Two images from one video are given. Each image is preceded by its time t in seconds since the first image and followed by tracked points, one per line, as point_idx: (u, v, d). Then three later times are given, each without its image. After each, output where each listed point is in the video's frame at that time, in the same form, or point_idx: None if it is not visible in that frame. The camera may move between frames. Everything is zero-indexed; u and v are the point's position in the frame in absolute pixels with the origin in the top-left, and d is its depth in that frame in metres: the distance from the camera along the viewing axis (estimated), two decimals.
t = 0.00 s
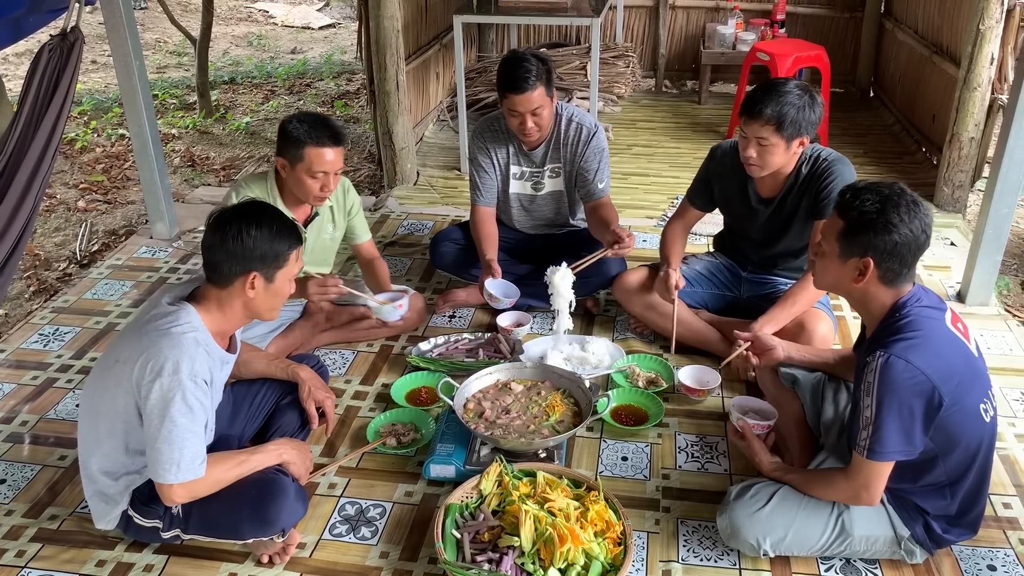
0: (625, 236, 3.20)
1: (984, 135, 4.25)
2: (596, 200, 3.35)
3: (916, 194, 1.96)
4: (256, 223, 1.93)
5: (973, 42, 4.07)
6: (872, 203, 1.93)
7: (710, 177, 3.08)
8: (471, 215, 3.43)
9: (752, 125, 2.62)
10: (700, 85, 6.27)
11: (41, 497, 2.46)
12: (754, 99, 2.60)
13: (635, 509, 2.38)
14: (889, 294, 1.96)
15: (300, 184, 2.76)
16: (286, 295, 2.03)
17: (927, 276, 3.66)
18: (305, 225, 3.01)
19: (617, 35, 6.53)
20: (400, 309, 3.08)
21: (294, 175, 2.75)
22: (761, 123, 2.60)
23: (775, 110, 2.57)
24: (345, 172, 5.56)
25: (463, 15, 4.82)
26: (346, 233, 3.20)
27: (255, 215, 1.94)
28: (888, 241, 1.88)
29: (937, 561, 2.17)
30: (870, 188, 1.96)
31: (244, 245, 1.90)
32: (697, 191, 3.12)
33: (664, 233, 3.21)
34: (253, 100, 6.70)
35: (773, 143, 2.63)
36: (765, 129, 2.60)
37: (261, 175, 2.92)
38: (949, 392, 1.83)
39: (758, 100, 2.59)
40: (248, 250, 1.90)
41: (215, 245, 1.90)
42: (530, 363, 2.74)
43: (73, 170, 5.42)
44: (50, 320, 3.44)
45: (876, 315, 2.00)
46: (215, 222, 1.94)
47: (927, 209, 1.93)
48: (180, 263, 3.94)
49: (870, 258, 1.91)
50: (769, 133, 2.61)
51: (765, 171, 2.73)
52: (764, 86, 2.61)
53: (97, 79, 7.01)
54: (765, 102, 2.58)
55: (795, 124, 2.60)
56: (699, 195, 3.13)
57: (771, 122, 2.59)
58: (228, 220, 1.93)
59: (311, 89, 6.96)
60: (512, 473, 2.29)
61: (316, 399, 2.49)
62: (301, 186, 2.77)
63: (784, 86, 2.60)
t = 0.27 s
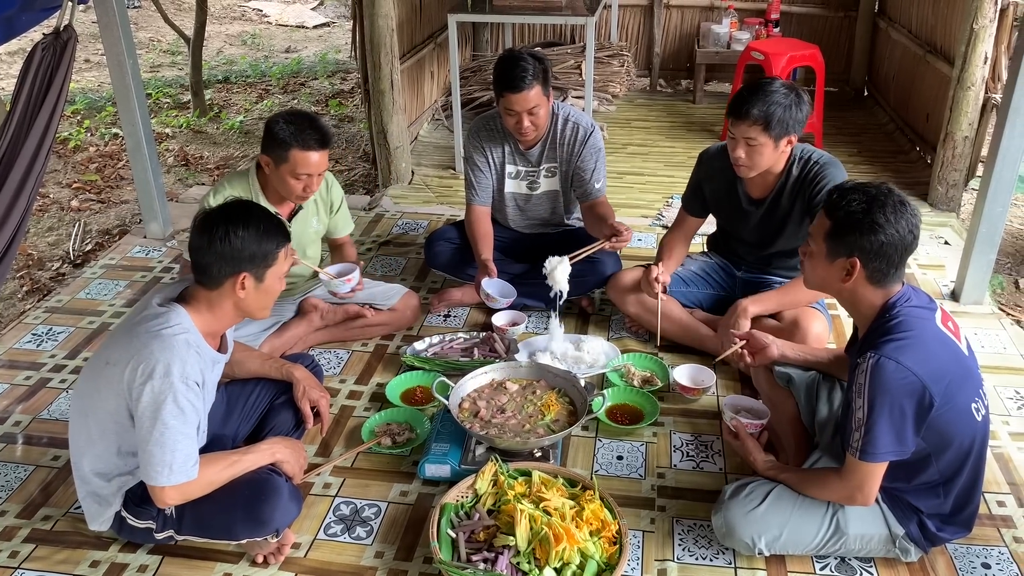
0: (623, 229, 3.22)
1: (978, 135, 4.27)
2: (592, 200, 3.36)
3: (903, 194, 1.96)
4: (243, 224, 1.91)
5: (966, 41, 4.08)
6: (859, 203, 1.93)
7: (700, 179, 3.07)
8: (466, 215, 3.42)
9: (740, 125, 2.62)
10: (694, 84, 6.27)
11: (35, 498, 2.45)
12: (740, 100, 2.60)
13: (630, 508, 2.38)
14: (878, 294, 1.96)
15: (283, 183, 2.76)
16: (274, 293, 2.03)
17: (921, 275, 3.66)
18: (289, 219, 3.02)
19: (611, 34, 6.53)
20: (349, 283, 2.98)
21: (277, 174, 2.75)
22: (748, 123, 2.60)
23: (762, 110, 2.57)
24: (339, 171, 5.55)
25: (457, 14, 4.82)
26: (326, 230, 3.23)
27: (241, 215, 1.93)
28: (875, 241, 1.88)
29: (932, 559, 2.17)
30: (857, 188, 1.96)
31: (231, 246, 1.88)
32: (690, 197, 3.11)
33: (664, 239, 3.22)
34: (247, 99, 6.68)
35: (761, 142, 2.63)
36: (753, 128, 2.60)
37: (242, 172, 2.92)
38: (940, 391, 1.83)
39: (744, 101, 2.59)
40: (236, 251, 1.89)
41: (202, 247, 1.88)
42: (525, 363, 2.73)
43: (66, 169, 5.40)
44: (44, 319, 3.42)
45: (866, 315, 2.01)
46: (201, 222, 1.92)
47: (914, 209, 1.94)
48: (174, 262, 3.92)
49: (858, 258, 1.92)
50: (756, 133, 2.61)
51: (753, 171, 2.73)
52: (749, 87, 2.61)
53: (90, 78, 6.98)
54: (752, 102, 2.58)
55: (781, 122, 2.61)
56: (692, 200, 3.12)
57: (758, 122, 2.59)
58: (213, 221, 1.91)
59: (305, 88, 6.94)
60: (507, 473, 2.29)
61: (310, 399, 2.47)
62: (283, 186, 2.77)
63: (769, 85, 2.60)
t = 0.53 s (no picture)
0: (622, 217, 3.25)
1: (973, 133, 4.28)
2: (591, 198, 3.37)
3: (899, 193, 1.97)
4: (229, 222, 1.91)
5: (962, 40, 4.09)
6: (854, 203, 1.94)
7: (692, 178, 3.08)
8: (464, 214, 3.41)
9: (727, 124, 2.62)
10: (690, 83, 6.28)
11: (30, 498, 2.44)
12: (726, 99, 2.61)
13: (626, 507, 2.38)
14: (875, 293, 1.96)
15: (272, 182, 2.77)
16: (263, 289, 2.02)
17: (916, 273, 3.67)
18: (279, 215, 3.01)
19: (607, 33, 6.53)
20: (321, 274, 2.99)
21: (266, 172, 2.75)
22: (736, 121, 2.60)
23: (748, 108, 2.57)
24: (335, 170, 5.54)
25: (453, 13, 4.81)
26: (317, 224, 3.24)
27: (227, 213, 1.92)
28: (871, 241, 1.89)
29: (928, 557, 2.18)
30: (852, 188, 1.97)
31: (219, 244, 1.88)
32: (682, 196, 3.12)
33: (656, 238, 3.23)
34: (243, 98, 6.66)
35: (749, 140, 2.63)
36: (740, 127, 2.61)
37: (231, 168, 2.92)
38: (938, 391, 1.83)
39: (730, 100, 2.60)
40: (224, 249, 1.89)
41: (189, 246, 1.88)
42: (522, 362, 2.73)
43: (60, 168, 5.38)
44: (39, 319, 3.41)
45: (863, 314, 2.01)
46: (187, 221, 1.92)
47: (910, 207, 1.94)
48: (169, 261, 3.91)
49: (853, 257, 1.92)
50: (744, 131, 2.61)
51: (744, 168, 2.73)
52: (733, 86, 2.62)
53: (85, 76, 6.96)
54: (738, 101, 2.59)
55: (769, 118, 2.61)
56: (684, 200, 3.12)
57: (746, 120, 2.60)
58: (200, 220, 1.91)
59: (301, 87, 6.93)
60: (504, 472, 2.29)
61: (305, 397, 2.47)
62: (272, 184, 2.78)
63: (753, 83, 2.61)
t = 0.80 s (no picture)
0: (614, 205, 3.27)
1: (969, 132, 4.28)
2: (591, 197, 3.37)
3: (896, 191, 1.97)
4: (222, 221, 1.90)
5: (958, 39, 4.09)
6: (852, 201, 1.94)
7: (688, 177, 3.08)
8: (470, 215, 3.38)
9: (725, 126, 2.62)
10: (687, 82, 6.28)
11: (26, 497, 2.43)
12: (721, 100, 2.60)
13: (623, 506, 2.38)
14: (874, 292, 1.96)
15: (265, 179, 2.77)
16: (257, 287, 2.02)
17: (913, 272, 3.68)
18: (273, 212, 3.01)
19: (604, 32, 6.53)
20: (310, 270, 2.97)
21: (259, 169, 2.75)
22: (734, 123, 2.60)
23: (745, 108, 2.57)
24: (332, 168, 5.53)
25: (450, 11, 4.80)
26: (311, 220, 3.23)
27: (219, 211, 1.91)
28: (869, 239, 1.89)
29: (925, 555, 2.18)
30: (849, 187, 1.97)
31: (212, 244, 1.87)
32: (678, 195, 3.12)
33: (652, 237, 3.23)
34: (239, 96, 6.65)
35: (747, 140, 2.63)
36: (739, 128, 2.60)
37: (224, 166, 2.91)
38: (937, 390, 1.84)
39: (726, 100, 2.59)
40: (217, 248, 1.88)
41: (182, 245, 1.87)
42: (519, 361, 2.73)
43: (56, 167, 5.36)
44: (34, 318, 3.40)
45: (861, 313, 2.01)
46: (179, 221, 1.91)
47: (907, 205, 1.94)
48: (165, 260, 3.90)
49: (852, 256, 1.92)
50: (743, 132, 2.61)
51: (742, 168, 2.73)
52: (727, 85, 2.62)
53: (80, 75, 6.94)
54: (734, 101, 2.58)
55: (766, 118, 2.61)
56: (680, 199, 3.12)
57: (743, 121, 2.59)
58: (192, 219, 1.90)
59: (297, 86, 6.92)
60: (500, 471, 2.29)
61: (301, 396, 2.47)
62: (265, 181, 2.78)
63: (748, 82, 2.60)
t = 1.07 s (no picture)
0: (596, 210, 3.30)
1: (965, 131, 4.29)
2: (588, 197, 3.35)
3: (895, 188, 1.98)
4: (215, 216, 1.90)
5: (954, 38, 4.10)
6: (851, 199, 1.94)
7: (685, 176, 3.08)
8: (469, 215, 3.37)
9: (725, 128, 2.61)
10: (683, 81, 6.28)
11: (21, 497, 2.43)
12: (719, 101, 2.60)
13: (620, 505, 2.38)
14: (873, 290, 1.96)
15: (259, 177, 2.77)
16: (252, 283, 2.02)
17: (909, 271, 3.68)
18: (268, 210, 3.00)
19: (600, 30, 6.53)
20: (304, 265, 2.90)
21: (254, 167, 2.74)
22: (734, 125, 2.60)
23: (744, 110, 2.57)
24: (328, 167, 5.52)
25: (446, 10, 4.80)
26: (308, 218, 3.23)
27: (212, 207, 1.91)
28: (868, 237, 1.89)
29: (921, 554, 2.18)
30: (847, 185, 1.97)
31: (206, 240, 1.87)
32: (674, 194, 3.12)
33: (649, 236, 3.22)
34: (235, 95, 6.64)
35: (747, 141, 2.63)
36: (739, 130, 2.60)
37: (219, 164, 2.91)
38: (935, 389, 1.84)
39: (724, 100, 2.59)
40: (211, 244, 1.88)
41: (176, 242, 1.87)
42: (515, 359, 2.72)
43: (51, 166, 5.35)
44: (30, 317, 3.39)
45: (860, 311, 2.01)
46: (172, 218, 1.90)
47: (906, 203, 1.95)
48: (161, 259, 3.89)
49: (852, 254, 1.92)
50: (743, 133, 2.61)
51: (742, 170, 2.73)
52: (725, 85, 2.61)
53: (75, 73, 6.92)
54: (733, 102, 2.58)
55: (764, 119, 2.61)
56: (677, 198, 3.12)
57: (743, 122, 2.59)
58: (185, 215, 1.89)
59: (293, 84, 6.91)
60: (497, 470, 2.29)
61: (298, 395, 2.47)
62: (260, 179, 2.77)
63: (744, 82, 2.60)
